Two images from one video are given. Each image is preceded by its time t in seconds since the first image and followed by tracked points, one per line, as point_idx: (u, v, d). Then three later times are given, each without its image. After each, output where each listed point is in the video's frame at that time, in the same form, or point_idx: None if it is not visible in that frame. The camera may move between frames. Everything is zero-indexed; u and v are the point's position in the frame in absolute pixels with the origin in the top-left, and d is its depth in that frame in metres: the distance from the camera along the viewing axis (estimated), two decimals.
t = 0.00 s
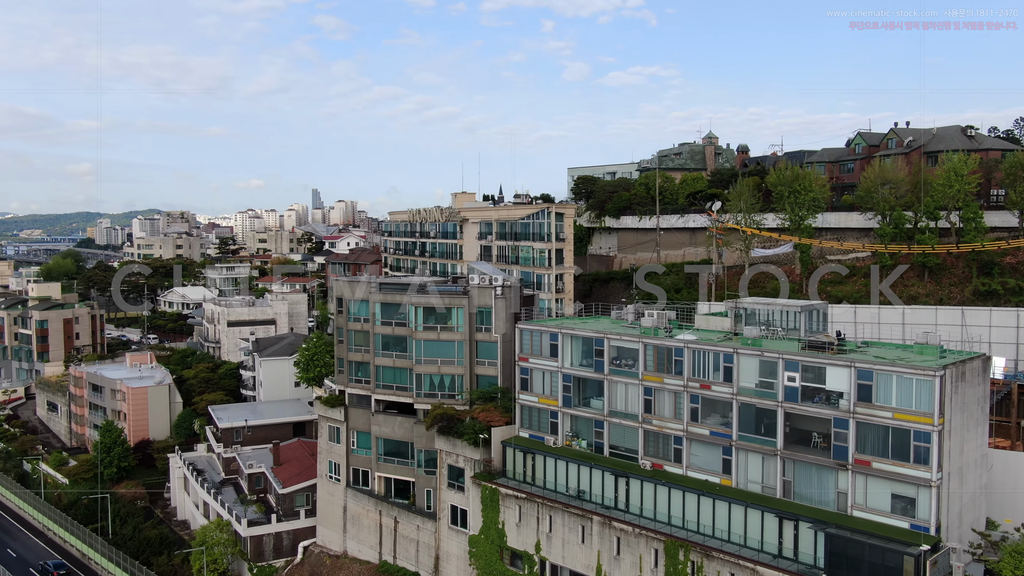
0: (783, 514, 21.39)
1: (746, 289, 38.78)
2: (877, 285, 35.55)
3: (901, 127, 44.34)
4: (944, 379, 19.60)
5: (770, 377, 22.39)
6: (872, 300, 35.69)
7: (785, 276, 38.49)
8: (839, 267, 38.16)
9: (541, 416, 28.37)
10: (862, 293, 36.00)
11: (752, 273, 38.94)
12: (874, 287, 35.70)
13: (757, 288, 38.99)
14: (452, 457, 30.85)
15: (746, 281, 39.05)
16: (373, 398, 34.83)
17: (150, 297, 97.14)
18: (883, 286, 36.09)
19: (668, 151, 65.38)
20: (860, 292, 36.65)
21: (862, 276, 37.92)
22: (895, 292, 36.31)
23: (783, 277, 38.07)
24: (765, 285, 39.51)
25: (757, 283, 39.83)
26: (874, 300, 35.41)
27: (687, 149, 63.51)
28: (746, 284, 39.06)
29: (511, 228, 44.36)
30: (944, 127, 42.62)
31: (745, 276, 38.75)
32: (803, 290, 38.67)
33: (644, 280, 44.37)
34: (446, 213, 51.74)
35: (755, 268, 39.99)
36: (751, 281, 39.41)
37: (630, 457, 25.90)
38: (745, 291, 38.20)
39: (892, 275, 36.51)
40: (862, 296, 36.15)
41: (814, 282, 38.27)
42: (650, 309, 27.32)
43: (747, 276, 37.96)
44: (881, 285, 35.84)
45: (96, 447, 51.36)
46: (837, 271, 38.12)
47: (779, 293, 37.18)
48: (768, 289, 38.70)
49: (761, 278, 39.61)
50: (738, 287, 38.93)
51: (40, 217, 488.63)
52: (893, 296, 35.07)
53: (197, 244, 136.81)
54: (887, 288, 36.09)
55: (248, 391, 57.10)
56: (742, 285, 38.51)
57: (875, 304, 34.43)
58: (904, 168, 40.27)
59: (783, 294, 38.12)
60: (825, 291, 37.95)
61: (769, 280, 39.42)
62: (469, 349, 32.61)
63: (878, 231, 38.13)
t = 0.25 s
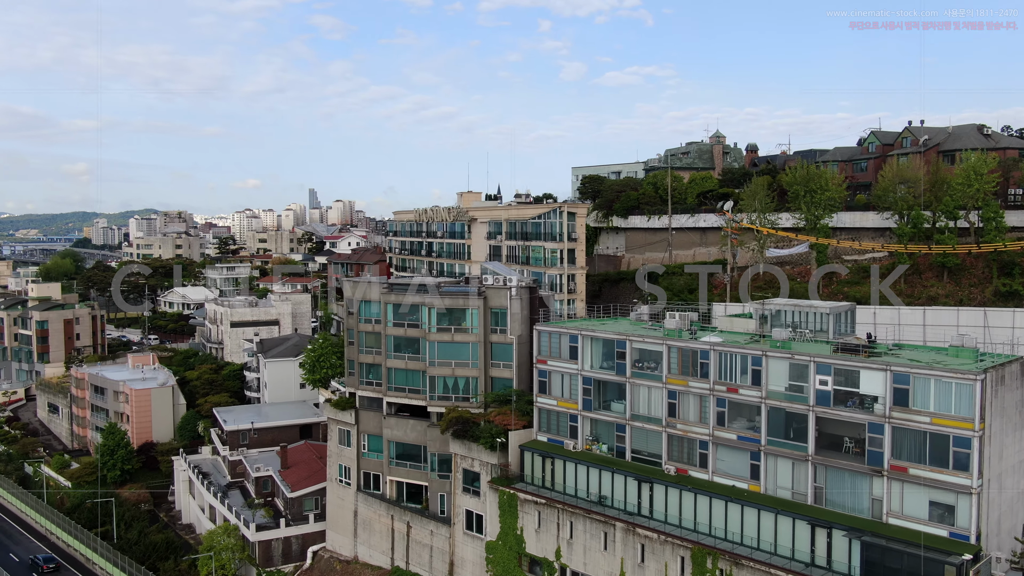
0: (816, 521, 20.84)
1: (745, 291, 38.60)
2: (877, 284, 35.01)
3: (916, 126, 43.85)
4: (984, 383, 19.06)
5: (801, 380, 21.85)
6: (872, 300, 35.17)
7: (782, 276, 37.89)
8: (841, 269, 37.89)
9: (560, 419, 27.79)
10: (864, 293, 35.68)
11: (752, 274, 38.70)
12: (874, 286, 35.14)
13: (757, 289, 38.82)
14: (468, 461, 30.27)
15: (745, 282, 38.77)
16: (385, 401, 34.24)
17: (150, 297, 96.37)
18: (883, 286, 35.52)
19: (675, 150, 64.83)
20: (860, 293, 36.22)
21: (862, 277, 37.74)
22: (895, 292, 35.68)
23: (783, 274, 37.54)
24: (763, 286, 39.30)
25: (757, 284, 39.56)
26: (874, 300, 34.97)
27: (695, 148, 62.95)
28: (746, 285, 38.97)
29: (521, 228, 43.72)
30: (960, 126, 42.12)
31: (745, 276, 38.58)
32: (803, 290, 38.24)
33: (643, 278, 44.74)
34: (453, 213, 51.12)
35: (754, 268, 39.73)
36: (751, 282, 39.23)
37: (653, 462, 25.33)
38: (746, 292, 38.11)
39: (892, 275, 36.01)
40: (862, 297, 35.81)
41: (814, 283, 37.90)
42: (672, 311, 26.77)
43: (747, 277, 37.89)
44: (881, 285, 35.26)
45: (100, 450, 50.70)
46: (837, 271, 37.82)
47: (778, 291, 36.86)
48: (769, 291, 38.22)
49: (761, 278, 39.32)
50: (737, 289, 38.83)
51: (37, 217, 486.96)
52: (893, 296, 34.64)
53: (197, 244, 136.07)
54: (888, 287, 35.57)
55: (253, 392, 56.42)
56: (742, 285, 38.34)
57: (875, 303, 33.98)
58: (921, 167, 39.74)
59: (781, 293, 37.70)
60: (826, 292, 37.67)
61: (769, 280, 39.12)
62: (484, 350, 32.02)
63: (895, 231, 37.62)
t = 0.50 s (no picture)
0: (848, 528, 20.34)
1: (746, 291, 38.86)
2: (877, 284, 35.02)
3: (932, 125, 43.41)
4: None
5: (831, 383, 21.35)
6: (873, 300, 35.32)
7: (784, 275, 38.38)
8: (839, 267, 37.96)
9: (580, 422, 27.30)
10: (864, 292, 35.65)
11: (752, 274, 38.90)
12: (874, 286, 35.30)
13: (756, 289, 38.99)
14: (484, 465, 29.75)
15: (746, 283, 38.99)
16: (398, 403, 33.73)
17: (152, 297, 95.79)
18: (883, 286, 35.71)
19: (684, 149, 64.29)
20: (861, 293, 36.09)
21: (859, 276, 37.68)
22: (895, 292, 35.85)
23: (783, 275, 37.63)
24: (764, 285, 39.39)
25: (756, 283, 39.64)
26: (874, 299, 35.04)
27: (704, 147, 62.40)
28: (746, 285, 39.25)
29: (533, 227, 43.18)
30: (977, 124, 41.67)
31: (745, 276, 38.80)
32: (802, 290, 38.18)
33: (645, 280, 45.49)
34: (462, 213, 50.58)
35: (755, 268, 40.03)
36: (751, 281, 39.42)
37: (677, 466, 24.82)
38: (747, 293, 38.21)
39: (892, 275, 36.27)
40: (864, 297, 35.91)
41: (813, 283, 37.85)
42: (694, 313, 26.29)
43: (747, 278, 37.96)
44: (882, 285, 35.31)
45: (105, 452, 50.18)
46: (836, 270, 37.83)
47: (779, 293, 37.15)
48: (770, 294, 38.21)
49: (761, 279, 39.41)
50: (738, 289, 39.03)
51: (36, 217, 486.03)
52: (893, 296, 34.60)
53: (199, 244, 135.53)
54: (888, 288, 35.57)
55: (259, 394, 55.92)
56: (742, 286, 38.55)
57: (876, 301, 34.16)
58: (939, 166, 39.26)
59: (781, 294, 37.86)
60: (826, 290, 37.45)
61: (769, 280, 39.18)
62: (500, 352, 31.50)
63: (914, 231, 37.15)
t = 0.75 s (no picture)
0: (888, 537, 19.77)
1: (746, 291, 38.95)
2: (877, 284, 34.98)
3: (952, 123, 42.85)
4: None
5: (869, 387, 20.76)
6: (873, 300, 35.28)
7: (785, 275, 38.45)
8: (840, 266, 37.98)
9: (603, 426, 26.72)
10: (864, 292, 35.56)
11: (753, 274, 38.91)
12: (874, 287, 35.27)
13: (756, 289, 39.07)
14: (503, 469, 29.18)
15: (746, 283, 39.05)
16: (414, 406, 33.15)
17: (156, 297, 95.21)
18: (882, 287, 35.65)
19: (695, 148, 63.65)
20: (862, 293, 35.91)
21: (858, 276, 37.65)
22: (895, 291, 35.73)
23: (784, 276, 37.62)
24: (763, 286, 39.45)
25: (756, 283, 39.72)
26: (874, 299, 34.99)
27: (715, 146, 61.76)
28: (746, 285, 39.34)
29: (547, 227, 42.57)
30: (998, 122, 41.11)
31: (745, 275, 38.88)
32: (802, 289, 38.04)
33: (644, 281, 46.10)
34: (473, 212, 49.97)
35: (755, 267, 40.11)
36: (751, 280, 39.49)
37: (705, 472, 24.23)
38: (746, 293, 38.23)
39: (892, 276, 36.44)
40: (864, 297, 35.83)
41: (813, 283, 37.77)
42: (722, 314, 25.72)
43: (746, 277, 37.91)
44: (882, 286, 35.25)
45: (113, 454, 49.66)
46: (835, 271, 37.88)
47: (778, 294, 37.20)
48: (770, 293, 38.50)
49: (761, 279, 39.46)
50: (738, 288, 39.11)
51: (37, 217, 485.34)
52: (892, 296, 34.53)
53: (202, 244, 134.98)
54: (888, 288, 35.44)
55: (267, 395, 55.37)
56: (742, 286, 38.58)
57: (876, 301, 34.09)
58: (962, 164, 38.66)
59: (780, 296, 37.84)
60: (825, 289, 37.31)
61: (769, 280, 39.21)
62: (519, 354, 30.93)
63: (937, 230, 36.55)
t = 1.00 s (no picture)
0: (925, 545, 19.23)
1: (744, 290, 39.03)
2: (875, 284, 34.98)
3: (970, 122, 42.36)
4: None
5: (904, 391, 20.23)
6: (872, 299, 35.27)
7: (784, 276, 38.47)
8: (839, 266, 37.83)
9: (625, 430, 26.19)
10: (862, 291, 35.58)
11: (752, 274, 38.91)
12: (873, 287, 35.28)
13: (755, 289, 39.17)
14: (521, 473, 28.66)
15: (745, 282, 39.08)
16: (428, 408, 32.62)
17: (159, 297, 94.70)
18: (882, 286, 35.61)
19: (706, 148, 63.07)
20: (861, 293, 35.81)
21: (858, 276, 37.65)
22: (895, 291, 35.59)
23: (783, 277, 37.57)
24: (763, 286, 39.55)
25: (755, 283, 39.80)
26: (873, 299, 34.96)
27: (726, 145, 61.17)
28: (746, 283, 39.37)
29: (559, 227, 42.06)
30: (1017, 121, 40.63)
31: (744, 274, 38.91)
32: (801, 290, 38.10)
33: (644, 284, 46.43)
34: (483, 212, 49.44)
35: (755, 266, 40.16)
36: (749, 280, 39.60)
37: (731, 477, 23.71)
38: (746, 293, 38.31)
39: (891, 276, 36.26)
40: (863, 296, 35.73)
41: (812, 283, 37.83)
42: (746, 315, 25.20)
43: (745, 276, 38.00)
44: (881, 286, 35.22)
45: (119, 457, 49.13)
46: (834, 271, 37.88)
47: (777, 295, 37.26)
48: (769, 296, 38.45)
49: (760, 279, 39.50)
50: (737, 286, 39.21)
51: (36, 217, 484.91)
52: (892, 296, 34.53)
53: (205, 244, 134.51)
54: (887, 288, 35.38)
55: (274, 396, 54.79)
56: (741, 286, 38.66)
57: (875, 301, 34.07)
58: (982, 163, 38.12)
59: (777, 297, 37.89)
60: (826, 291, 37.29)
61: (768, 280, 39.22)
62: (536, 356, 30.40)
63: (958, 230, 35.98)
